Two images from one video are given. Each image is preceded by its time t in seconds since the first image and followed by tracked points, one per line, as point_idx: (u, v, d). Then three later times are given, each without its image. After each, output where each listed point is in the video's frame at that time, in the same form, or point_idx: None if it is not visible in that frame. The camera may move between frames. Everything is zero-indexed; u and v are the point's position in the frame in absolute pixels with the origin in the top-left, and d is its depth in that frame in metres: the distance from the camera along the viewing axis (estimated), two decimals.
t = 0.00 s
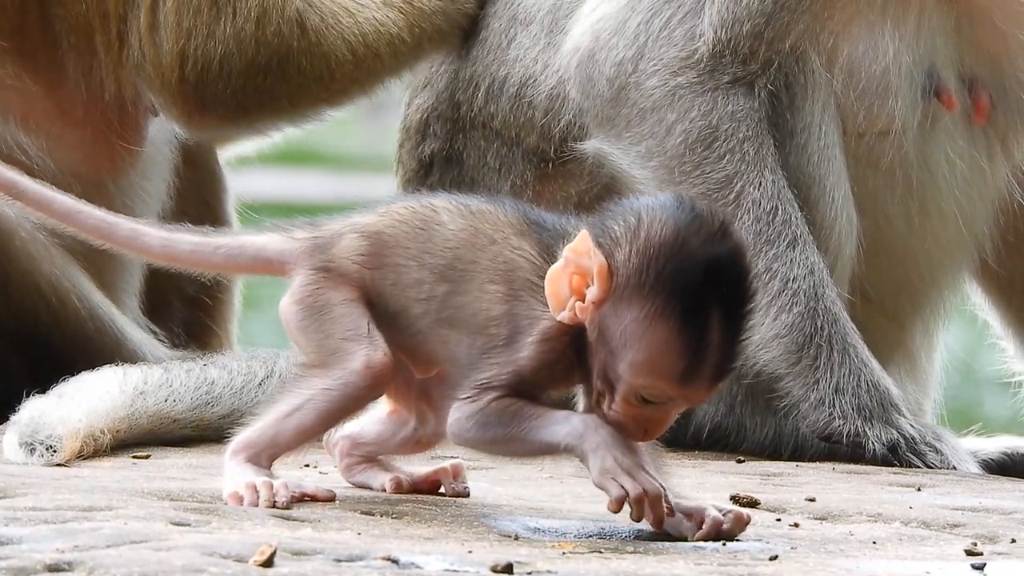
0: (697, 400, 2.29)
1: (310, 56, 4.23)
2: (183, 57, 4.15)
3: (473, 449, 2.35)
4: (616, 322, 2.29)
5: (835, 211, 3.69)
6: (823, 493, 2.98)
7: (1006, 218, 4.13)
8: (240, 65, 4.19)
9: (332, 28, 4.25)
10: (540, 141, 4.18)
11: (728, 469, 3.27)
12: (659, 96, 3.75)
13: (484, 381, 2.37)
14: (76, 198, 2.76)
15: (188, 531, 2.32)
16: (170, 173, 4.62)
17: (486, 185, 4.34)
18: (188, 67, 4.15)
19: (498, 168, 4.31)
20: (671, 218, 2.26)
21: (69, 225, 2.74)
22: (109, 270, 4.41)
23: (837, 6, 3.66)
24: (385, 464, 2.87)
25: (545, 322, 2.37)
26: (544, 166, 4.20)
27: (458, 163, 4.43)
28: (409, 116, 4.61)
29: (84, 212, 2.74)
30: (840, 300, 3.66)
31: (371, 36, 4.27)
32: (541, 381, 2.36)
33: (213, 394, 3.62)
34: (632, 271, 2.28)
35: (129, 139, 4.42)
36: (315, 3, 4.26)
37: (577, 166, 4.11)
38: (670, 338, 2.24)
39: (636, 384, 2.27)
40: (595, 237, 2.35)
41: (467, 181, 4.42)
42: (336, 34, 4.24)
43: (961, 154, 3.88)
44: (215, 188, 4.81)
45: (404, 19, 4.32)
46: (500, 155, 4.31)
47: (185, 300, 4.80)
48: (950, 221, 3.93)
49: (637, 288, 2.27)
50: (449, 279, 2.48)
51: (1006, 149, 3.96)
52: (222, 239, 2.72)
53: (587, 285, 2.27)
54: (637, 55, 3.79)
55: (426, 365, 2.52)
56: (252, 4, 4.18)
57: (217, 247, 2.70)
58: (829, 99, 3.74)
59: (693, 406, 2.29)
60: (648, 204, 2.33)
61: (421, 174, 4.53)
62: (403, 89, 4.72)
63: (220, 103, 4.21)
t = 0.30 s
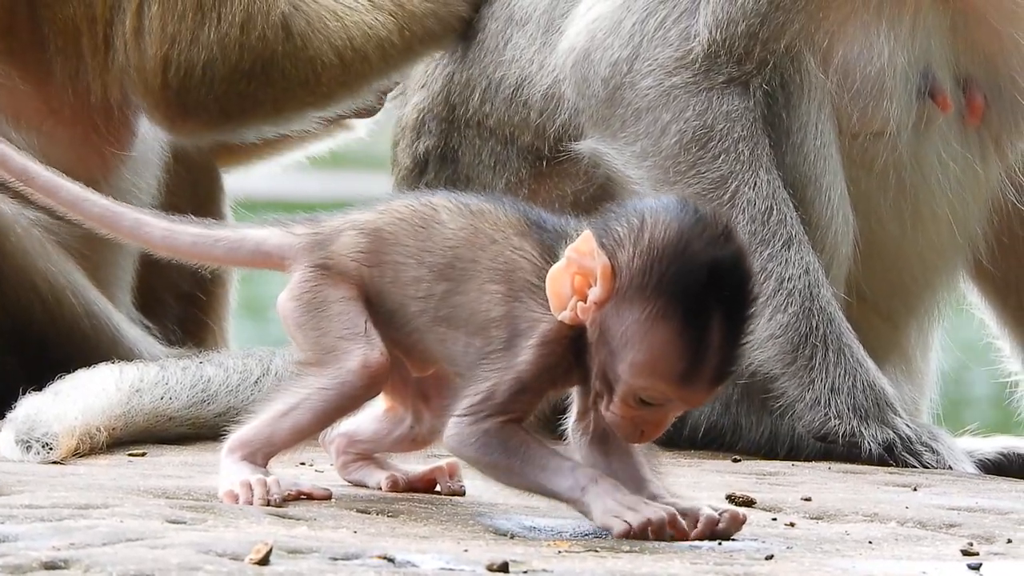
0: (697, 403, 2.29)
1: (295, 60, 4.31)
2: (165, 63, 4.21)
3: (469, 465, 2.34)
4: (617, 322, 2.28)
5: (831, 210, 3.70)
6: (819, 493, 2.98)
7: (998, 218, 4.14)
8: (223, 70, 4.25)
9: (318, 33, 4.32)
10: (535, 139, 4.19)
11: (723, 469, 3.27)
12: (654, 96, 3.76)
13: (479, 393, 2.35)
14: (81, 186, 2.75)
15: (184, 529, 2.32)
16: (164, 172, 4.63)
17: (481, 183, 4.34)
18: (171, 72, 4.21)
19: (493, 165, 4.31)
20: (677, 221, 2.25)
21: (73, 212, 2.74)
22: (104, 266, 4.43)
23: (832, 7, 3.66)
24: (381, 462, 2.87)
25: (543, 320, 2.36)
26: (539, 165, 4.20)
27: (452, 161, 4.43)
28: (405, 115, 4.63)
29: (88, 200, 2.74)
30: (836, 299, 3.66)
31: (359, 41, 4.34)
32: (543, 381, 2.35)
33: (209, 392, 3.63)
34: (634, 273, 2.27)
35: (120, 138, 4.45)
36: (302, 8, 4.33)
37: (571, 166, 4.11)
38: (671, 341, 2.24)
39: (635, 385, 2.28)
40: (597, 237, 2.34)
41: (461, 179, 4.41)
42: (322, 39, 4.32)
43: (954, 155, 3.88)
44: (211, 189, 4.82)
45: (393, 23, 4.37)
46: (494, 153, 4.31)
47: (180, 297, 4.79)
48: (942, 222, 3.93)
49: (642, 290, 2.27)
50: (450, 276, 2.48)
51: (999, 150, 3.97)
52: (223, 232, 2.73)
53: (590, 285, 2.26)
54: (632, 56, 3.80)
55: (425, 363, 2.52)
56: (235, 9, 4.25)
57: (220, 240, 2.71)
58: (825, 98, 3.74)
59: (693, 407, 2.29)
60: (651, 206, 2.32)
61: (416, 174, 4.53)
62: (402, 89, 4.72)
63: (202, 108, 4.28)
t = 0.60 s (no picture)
0: (699, 401, 2.29)
1: (294, 55, 4.34)
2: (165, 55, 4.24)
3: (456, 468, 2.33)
4: (621, 316, 2.29)
5: (829, 210, 3.70)
6: (817, 493, 2.98)
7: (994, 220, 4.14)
8: (224, 61, 4.28)
9: (316, 28, 4.34)
10: (532, 140, 4.18)
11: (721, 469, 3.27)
12: (651, 96, 3.75)
13: (471, 394, 2.34)
14: (70, 185, 2.74)
15: (182, 528, 2.32)
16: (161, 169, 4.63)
17: (477, 183, 4.35)
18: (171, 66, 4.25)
19: (491, 167, 4.31)
20: (686, 218, 2.26)
21: (63, 211, 2.73)
22: (100, 264, 4.43)
23: (830, 7, 3.66)
24: (379, 462, 2.87)
25: (544, 320, 2.36)
26: (537, 165, 4.19)
27: (450, 160, 4.44)
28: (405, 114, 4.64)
29: (77, 199, 2.73)
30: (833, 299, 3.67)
31: (356, 38, 4.36)
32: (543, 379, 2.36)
33: (207, 392, 3.62)
34: (643, 265, 2.28)
35: (120, 134, 4.44)
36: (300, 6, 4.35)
37: (569, 162, 4.09)
38: (672, 335, 2.25)
39: (636, 378, 2.28)
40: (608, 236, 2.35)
41: (458, 179, 4.41)
42: (321, 36, 4.34)
43: (949, 157, 3.89)
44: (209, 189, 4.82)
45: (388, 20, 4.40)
46: (492, 153, 4.31)
47: (177, 296, 4.79)
48: (936, 233, 3.96)
49: (648, 284, 2.27)
50: (454, 275, 2.49)
51: (995, 151, 3.95)
52: (217, 233, 2.73)
53: (596, 279, 2.25)
54: (630, 56, 3.80)
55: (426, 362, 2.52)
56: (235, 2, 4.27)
57: (214, 240, 2.71)
58: (822, 99, 3.75)
59: (695, 406, 2.29)
60: (661, 204, 2.34)
61: (414, 174, 4.53)
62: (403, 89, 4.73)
63: (202, 99, 4.31)
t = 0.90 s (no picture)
0: (705, 402, 2.27)
1: (292, 54, 4.31)
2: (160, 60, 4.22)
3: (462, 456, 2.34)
4: (627, 316, 2.29)
5: (829, 212, 3.70)
6: (816, 495, 2.98)
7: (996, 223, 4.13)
8: (220, 65, 4.25)
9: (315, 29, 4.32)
10: (535, 142, 4.18)
11: (722, 470, 3.26)
12: (660, 92, 3.74)
13: (474, 388, 2.35)
14: (64, 184, 2.74)
15: (181, 530, 2.32)
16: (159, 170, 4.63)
17: (480, 185, 4.33)
18: (166, 70, 4.23)
19: (493, 168, 4.30)
20: (689, 217, 2.25)
21: (57, 210, 2.72)
22: (97, 264, 4.43)
23: (837, 9, 3.67)
24: (377, 463, 2.87)
25: (548, 321, 2.36)
26: (539, 167, 4.19)
27: (452, 163, 4.43)
28: (406, 114, 4.63)
29: (71, 197, 2.73)
30: (837, 298, 3.66)
31: (359, 39, 4.34)
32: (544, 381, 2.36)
33: (206, 394, 3.62)
34: (648, 265, 2.27)
35: (113, 136, 4.47)
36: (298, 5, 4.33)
37: (574, 160, 4.09)
38: (677, 334, 2.24)
39: (641, 377, 2.27)
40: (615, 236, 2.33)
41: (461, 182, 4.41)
42: (320, 36, 4.32)
43: (951, 158, 3.88)
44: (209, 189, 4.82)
45: (393, 22, 4.37)
46: (494, 155, 4.31)
47: (175, 297, 4.78)
48: (941, 230, 3.95)
49: (653, 281, 2.26)
50: (460, 275, 2.49)
51: (997, 153, 3.96)
52: (215, 235, 2.73)
53: (603, 279, 2.25)
54: (639, 50, 3.78)
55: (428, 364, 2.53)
56: (231, 6, 4.25)
57: (212, 241, 2.71)
58: (824, 100, 3.76)
59: (701, 406, 2.28)
60: (667, 205, 2.33)
61: (417, 175, 4.53)
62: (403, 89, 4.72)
63: (199, 103, 4.28)
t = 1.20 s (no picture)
0: (717, 402, 2.27)
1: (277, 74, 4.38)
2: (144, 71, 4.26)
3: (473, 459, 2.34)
4: (640, 315, 2.29)
5: (835, 217, 3.70)
6: (821, 499, 2.98)
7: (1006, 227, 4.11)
8: (204, 77, 4.29)
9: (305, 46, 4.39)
10: (543, 145, 4.16)
11: (727, 475, 3.26)
12: (668, 94, 3.74)
13: (489, 389, 2.36)
14: (65, 179, 2.76)
15: (187, 533, 2.32)
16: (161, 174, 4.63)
17: (487, 189, 4.34)
18: (149, 78, 4.26)
19: (500, 172, 4.30)
20: (705, 217, 2.26)
21: (58, 205, 2.74)
22: (103, 267, 4.44)
23: (847, 12, 3.66)
24: (382, 466, 2.86)
25: (566, 323, 2.37)
26: (546, 171, 4.18)
27: (460, 168, 4.43)
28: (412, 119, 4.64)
29: (71, 193, 2.75)
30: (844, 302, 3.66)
31: (348, 58, 4.42)
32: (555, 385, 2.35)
33: (212, 397, 3.62)
34: (662, 265, 2.28)
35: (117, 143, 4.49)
36: (286, 20, 4.37)
37: (581, 163, 4.07)
38: (693, 330, 2.24)
39: (654, 375, 2.27)
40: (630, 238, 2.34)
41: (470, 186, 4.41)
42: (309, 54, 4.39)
43: (961, 162, 3.89)
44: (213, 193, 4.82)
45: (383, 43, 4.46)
46: (502, 160, 4.30)
47: (181, 301, 4.79)
48: (950, 231, 3.94)
49: (667, 279, 2.27)
50: (475, 281, 2.49)
51: (1007, 158, 3.95)
52: (219, 234, 2.73)
53: (617, 279, 2.26)
54: (648, 53, 3.79)
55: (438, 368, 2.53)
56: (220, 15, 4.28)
57: (216, 241, 2.72)
58: (831, 105, 3.76)
59: (713, 406, 2.27)
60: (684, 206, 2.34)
61: (424, 179, 4.53)
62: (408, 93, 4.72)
63: (181, 114, 4.31)
